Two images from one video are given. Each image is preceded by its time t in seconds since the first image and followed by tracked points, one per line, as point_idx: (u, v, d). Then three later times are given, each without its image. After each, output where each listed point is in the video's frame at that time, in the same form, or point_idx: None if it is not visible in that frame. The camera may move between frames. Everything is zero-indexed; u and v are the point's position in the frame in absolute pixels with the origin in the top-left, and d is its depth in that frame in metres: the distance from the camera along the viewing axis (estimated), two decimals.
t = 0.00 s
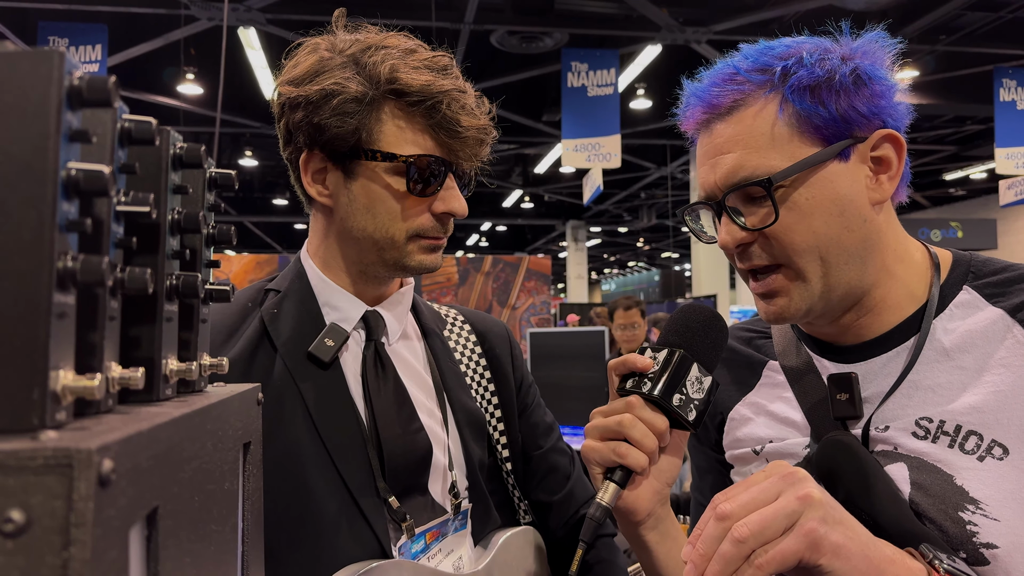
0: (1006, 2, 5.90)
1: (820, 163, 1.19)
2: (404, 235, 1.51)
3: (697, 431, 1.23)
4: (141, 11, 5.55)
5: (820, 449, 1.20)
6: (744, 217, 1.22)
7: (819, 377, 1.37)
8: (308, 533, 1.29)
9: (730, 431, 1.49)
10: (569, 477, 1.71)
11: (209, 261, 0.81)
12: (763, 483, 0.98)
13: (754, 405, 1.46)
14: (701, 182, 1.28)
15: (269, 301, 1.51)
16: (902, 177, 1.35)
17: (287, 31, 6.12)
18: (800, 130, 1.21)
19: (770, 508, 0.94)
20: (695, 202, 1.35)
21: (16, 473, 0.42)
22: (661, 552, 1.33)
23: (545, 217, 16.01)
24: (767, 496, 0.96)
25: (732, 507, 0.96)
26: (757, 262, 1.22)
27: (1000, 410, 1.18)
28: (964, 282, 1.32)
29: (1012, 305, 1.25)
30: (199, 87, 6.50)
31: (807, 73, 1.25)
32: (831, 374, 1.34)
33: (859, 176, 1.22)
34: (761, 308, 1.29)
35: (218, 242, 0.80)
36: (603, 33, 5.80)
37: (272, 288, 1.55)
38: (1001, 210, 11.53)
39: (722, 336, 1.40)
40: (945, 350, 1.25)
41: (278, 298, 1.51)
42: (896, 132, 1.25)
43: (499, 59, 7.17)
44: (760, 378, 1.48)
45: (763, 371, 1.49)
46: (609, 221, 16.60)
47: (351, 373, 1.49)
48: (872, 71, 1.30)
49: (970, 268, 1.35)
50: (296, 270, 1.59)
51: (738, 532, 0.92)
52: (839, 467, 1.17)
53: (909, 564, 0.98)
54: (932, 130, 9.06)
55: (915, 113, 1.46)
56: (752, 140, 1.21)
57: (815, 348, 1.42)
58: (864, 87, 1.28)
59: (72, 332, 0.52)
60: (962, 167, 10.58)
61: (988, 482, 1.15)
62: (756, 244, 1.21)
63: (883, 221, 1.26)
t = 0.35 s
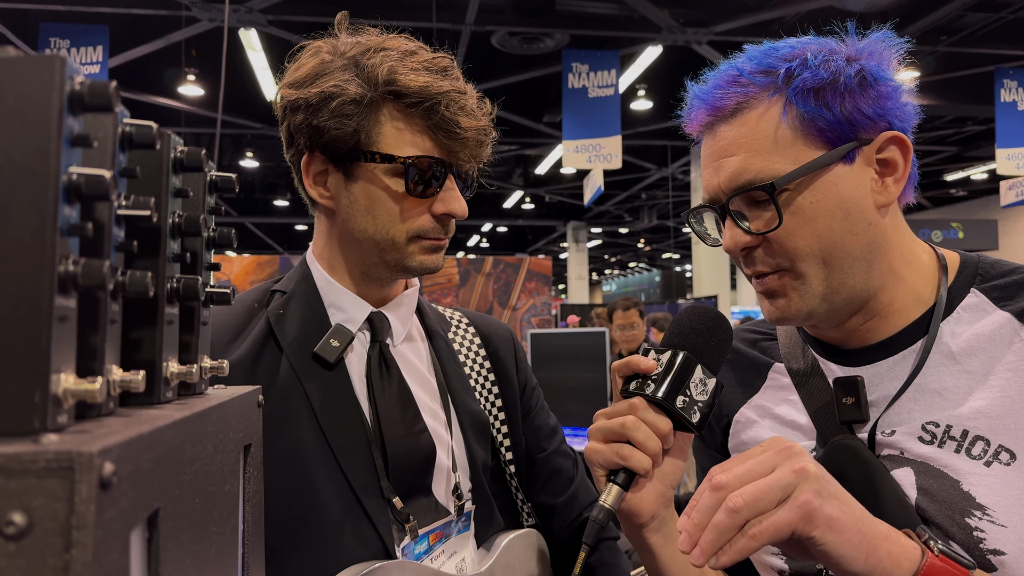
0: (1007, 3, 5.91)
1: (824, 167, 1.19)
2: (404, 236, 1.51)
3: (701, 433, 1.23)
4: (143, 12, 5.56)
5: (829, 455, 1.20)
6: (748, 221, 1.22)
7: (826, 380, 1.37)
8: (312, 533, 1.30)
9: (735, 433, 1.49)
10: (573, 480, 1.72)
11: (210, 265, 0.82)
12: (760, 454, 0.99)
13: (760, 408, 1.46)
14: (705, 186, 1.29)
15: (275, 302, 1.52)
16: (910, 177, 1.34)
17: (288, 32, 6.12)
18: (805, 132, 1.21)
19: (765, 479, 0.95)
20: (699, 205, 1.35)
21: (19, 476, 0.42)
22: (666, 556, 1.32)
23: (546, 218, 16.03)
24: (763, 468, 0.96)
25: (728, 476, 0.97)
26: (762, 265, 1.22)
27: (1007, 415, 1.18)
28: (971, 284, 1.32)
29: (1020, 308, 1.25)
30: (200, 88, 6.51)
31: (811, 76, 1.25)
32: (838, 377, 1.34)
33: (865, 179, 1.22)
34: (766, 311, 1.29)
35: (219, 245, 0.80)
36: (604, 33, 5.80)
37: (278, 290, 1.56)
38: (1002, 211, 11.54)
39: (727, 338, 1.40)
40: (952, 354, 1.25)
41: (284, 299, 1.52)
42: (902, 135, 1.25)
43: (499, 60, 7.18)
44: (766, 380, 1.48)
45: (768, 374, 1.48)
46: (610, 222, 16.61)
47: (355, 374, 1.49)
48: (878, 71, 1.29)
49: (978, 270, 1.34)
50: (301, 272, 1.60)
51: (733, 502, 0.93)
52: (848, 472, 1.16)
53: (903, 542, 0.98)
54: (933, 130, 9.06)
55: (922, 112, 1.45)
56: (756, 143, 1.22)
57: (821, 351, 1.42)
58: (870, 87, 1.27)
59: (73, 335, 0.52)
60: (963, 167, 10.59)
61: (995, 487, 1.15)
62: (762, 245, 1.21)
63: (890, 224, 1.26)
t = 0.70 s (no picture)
0: (1007, 5, 5.93)
1: (820, 202, 1.19)
2: (405, 239, 1.51)
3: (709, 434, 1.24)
4: (143, 14, 5.58)
5: (835, 459, 1.21)
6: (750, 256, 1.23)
7: (838, 386, 1.36)
8: (313, 533, 1.30)
9: (746, 433, 1.46)
10: (573, 482, 1.72)
11: (212, 267, 0.82)
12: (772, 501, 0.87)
13: (772, 409, 1.44)
14: (705, 217, 1.30)
15: (278, 303, 1.52)
16: (920, 183, 1.31)
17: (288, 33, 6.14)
18: (798, 168, 1.21)
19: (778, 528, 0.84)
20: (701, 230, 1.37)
21: (22, 478, 0.42)
22: (671, 554, 1.33)
23: (546, 219, 16.06)
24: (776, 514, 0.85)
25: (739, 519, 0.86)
26: (765, 293, 1.24)
27: (1019, 425, 1.17)
28: (985, 290, 1.30)
29: None
30: (200, 89, 6.53)
31: (805, 105, 1.23)
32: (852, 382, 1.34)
33: (865, 205, 1.22)
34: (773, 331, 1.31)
35: (220, 247, 0.81)
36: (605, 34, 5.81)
37: (280, 290, 1.56)
38: (1002, 212, 11.55)
39: (733, 339, 1.40)
40: (965, 360, 1.24)
41: (287, 300, 1.53)
42: (905, 156, 1.23)
43: (500, 62, 7.19)
44: (777, 381, 1.46)
45: (780, 374, 1.46)
46: (610, 223, 16.64)
47: (357, 375, 1.49)
48: (875, 89, 1.26)
49: (992, 273, 1.33)
50: (304, 273, 1.60)
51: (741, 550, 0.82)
52: (856, 473, 1.16)
53: None
54: (934, 132, 9.07)
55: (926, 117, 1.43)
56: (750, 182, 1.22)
57: (832, 355, 1.41)
58: (867, 108, 1.24)
59: (76, 338, 0.53)
60: (963, 169, 10.60)
61: (1004, 498, 1.15)
62: (764, 278, 1.22)
63: (894, 244, 1.25)
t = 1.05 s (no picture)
0: (1006, 8, 5.93)
1: (838, 194, 1.19)
2: (405, 241, 1.51)
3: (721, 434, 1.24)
4: (143, 15, 5.58)
5: (845, 462, 1.22)
6: (764, 246, 1.23)
7: (848, 391, 1.36)
8: (314, 533, 1.30)
9: (753, 434, 1.47)
10: (572, 483, 1.73)
11: (216, 269, 0.82)
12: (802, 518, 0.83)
13: (780, 411, 1.44)
14: (720, 207, 1.30)
15: (278, 305, 1.53)
16: (935, 183, 1.31)
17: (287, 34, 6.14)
18: (818, 157, 1.21)
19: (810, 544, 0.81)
20: (715, 222, 1.37)
21: (31, 480, 0.43)
22: (683, 554, 1.33)
23: (545, 221, 16.08)
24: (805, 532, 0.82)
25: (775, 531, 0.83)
26: (778, 284, 1.24)
27: None
28: (998, 294, 1.30)
29: None
30: (200, 90, 6.53)
31: (827, 96, 1.24)
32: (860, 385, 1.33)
33: (882, 200, 1.22)
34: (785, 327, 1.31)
35: (225, 250, 0.81)
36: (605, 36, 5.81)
37: (282, 293, 1.57)
38: (1001, 215, 11.56)
39: (746, 337, 1.40)
40: (978, 364, 1.25)
41: (287, 303, 1.53)
42: (924, 153, 1.24)
43: (499, 63, 7.20)
44: (785, 382, 1.46)
45: (789, 375, 1.46)
46: (609, 225, 16.66)
47: (357, 376, 1.50)
48: (897, 86, 1.28)
49: (1005, 277, 1.33)
50: (305, 276, 1.61)
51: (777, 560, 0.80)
52: (866, 478, 1.18)
53: None
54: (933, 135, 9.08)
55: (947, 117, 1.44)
56: (769, 170, 1.22)
57: (842, 356, 1.41)
58: (889, 104, 1.26)
59: (83, 339, 0.53)
60: (963, 172, 10.62)
61: (1016, 503, 1.15)
62: (777, 269, 1.23)
63: (908, 241, 1.25)
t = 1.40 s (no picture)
0: (1003, 11, 5.97)
1: (828, 199, 1.20)
2: (404, 244, 1.52)
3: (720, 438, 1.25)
4: (141, 15, 5.58)
5: (846, 464, 1.23)
6: (758, 251, 1.24)
7: (846, 395, 1.37)
8: (315, 534, 1.31)
9: (754, 439, 1.48)
10: (570, 484, 1.73)
11: (221, 271, 0.83)
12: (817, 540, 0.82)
13: (780, 415, 1.45)
14: (714, 214, 1.32)
15: (279, 307, 1.54)
16: (927, 188, 1.33)
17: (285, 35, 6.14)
18: (808, 163, 1.22)
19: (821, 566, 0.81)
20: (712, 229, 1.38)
21: (44, 480, 0.43)
22: (684, 556, 1.34)
23: (543, 223, 16.10)
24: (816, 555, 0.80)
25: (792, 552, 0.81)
26: (773, 288, 1.25)
27: None
28: (993, 297, 1.31)
29: None
30: (198, 91, 6.54)
31: (816, 103, 1.26)
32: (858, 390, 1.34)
33: (873, 204, 1.23)
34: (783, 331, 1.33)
35: (229, 252, 0.82)
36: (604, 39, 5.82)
37: (282, 295, 1.58)
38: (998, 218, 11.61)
39: (744, 342, 1.42)
40: (974, 367, 1.25)
41: (288, 304, 1.54)
42: (912, 157, 1.25)
43: (498, 65, 7.22)
44: (785, 386, 1.47)
45: (788, 380, 1.47)
46: (607, 227, 16.68)
47: (358, 377, 1.51)
48: (884, 92, 1.29)
49: (999, 281, 1.34)
50: (306, 278, 1.61)
51: None
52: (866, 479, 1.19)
53: None
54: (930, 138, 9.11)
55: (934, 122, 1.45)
56: (759, 177, 1.24)
57: (839, 361, 1.42)
58: (875, 109, 1.26)
59: (94, 341, 0.54)
60: (959, 175, 10.67)
61: (1014, 504, 1.16)
62: (772, 274, 1.24)
63: (902, 244, 1.26)
